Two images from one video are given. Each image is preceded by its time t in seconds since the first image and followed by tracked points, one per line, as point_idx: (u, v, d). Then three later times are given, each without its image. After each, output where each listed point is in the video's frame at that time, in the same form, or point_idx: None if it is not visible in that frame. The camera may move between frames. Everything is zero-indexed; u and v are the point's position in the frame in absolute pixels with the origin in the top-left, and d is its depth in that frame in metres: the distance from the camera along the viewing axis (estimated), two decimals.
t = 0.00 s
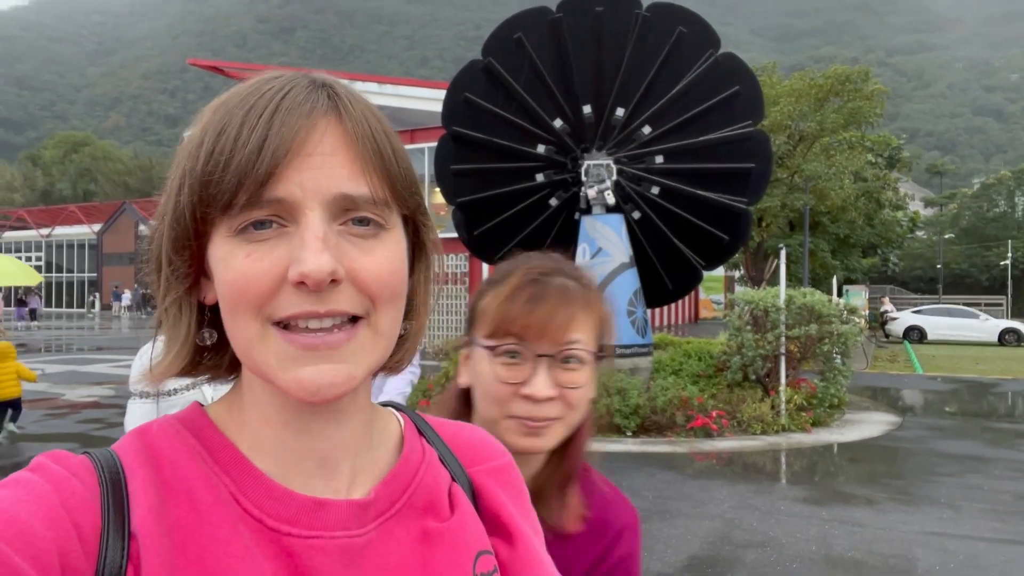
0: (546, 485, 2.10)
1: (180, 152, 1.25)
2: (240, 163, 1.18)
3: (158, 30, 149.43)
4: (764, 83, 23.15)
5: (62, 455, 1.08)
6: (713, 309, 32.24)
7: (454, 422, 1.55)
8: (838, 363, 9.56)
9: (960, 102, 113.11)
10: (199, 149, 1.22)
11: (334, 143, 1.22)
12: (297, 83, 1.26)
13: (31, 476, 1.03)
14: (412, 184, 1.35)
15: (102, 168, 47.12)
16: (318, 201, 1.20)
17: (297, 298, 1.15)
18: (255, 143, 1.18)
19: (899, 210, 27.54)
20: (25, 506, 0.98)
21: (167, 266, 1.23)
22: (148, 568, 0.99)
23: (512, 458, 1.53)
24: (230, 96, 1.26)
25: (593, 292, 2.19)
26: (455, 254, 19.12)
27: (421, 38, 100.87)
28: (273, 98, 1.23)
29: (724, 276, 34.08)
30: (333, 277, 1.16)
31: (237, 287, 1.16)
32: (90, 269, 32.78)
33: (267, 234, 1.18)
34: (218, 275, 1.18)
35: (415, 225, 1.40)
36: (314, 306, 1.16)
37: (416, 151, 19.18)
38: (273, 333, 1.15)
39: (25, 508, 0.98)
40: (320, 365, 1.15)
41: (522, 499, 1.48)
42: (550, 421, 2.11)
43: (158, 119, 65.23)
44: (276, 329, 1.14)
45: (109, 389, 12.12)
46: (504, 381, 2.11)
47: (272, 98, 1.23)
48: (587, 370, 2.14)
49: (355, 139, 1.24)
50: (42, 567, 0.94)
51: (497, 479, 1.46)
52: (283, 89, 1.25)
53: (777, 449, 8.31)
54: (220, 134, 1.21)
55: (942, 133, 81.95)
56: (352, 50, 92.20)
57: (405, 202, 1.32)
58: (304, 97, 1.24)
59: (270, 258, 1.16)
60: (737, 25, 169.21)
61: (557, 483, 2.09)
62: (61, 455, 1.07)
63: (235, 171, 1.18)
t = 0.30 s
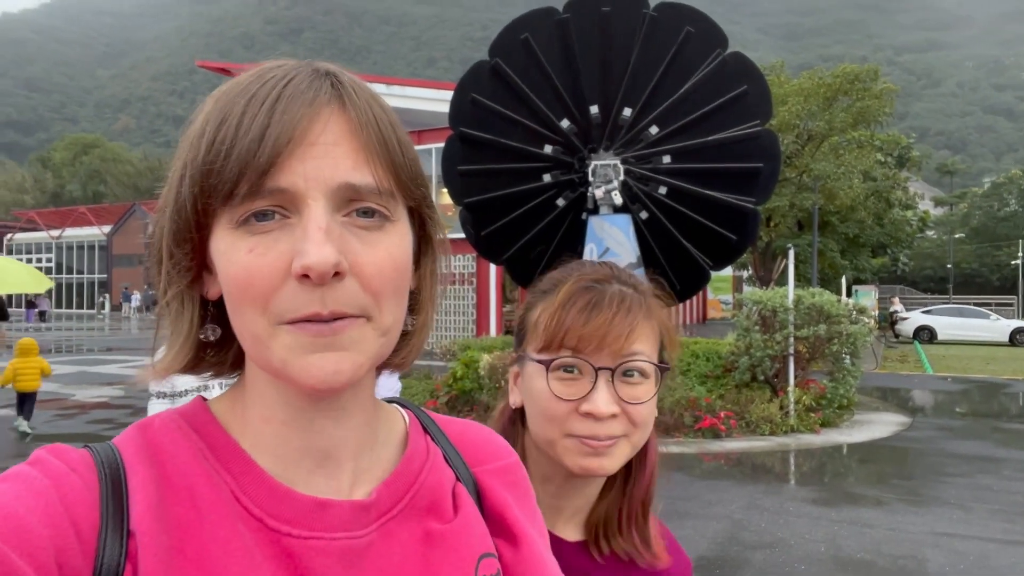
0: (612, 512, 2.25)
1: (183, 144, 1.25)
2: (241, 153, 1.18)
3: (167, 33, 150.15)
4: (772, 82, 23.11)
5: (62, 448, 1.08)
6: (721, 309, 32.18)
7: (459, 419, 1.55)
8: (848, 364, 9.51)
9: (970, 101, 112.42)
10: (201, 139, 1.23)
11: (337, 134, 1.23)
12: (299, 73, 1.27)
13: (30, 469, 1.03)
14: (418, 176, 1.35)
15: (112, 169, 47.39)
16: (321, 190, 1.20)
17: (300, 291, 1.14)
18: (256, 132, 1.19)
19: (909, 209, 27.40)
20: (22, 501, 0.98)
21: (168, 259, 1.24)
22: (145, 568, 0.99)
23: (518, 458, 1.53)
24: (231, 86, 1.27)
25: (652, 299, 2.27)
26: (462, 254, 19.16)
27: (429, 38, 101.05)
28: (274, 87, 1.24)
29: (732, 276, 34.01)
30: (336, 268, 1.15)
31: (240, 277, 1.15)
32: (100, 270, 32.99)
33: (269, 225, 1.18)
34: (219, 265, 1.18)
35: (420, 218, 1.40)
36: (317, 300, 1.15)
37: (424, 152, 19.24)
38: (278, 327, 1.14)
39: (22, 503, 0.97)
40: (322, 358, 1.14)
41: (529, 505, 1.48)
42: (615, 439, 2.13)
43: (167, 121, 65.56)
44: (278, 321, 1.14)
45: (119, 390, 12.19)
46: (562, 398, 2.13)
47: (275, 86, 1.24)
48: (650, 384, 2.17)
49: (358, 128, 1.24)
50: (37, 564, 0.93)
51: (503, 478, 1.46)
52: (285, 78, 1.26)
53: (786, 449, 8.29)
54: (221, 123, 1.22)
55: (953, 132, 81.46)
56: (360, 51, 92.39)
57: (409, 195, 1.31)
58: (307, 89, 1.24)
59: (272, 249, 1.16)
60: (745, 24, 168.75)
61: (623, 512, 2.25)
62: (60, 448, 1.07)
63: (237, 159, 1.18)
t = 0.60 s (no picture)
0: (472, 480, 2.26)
1: (184, 146, 1.26)
2: (243, 156, 1.18)
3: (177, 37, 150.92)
4: (781, 85, 23.05)
5: (59, 451, 1.08)
6: (729, 312, 32.09)
7: (458, 420, 1.55)
8: (857, 367, 9.46)
9: (981, 103, 111.74)
10: (203, 141, 1.23)
11: (340, 137, 1.23)
12: (302, 75, 1.27)
13: (27, 472, 1.03)
14: (418, 180, 1.36)
15: (123, 173, 47.65)
16: (323, 193, 1.20)
17: (299, 295, 1.14)
18: (259, 134, 1.19)
19: (919, 211, 27.23)
20: (19, 505, 0.98)
21: (168, 262, 1.25)
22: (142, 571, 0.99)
23: (517, 458, 1.54)
24: (233, 88, 1.27)
25: (476, 261, 2.32)
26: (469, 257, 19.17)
27: (438, 42, 101.30)
28: (277, 90, 1.24)
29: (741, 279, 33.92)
30: (337, 273, 1.15)
31: (239, 281, 1.16)
32: (111, 273, 33.17)
33: (271, 228, 1.18)
34: (219, 268, 1.18)
35: (420, 222, 1.40)
36: (315, 305, 1.14)
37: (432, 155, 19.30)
38: (276, 334, 1.13)
39: (18, 507, 0.98)
40: (318, 366, 1.14)
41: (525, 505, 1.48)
42: (446, 402, 2.23)
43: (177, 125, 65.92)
44: (275, 326, 1.14)
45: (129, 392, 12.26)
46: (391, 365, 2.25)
47: (277, 89, 1.24)
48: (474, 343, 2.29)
49: (361, 133, 1.24)
50: (34, 568, 0.94)
51: (501, 478, 1.46)
52: (288, 80, 1.26)
53: (796, 453, 8.24)
54: (222, 127, 1.23)
55: (964, 133, 80.96)
56: (369, 54, 92.62)
57: (410, 199, 1.32)
58: (309, 93, 1.24)
59: (274, 253, 1.16)
60: (754, 26, 168.23)
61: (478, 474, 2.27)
62: (58, 451, 1.07)
63: (240, 162, 1.18)
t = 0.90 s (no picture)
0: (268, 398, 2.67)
1: (177, 143, 1.26)
2: (237, 151, 1.19)
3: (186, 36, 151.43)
4: (789, 82, 22.94)
5: (56, 448, 1.08)
6: (737, 311, 31.99)
7: (453, 415, 1.56)
8: (866, 366, 9.40)
9: (992, 100, 110.86)
10: (197, 138, 1.24)
11: (333, 132, 1.23)
12: (295, 70, 1.27)
13: (23, 469, 1.03)
14: (413, 175, 1.36)
15: (132, 171, 47.82)
16: (318, 189, 1.21)
17: (293, 290, 1.14)
18: (252, 131, 1.19)
19: (929, 210, 27.06)
20: (16, 502, 0.98)
21: (163, 260, 1.25)
22: (140, 567, 1.00)
23: (514, 452, 1.55)
24: (227, 85, 1.27)
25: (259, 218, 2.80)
26: (476, 255, 19.17)
27: (445, 40, 101.31)
28: (271, 86, 1.24)
29: (749, 278, 33.80)
30: (330, 268, 1.15)
31: (233, 277, 1.16)
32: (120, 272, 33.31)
33: (266, 224, 1.19)
34: (213, 263, 1.18)
35: (415, 217, 1.41)
36: (309, 300, 1.15)
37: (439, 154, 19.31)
38: (269, 327, 1.13)
39: (15, 501, 0.98)
40: (312, 361, 1.14)
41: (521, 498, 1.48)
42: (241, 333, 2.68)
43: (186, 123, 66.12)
44: (266, 321, 1.14)
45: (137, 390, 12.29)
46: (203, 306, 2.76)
47: (270, 86, 1.25)
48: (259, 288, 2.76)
49: (355, 127, 1.24)
50: (34, 563, 0.94)
51: (497, 472, 1.47)
52: (282, 76, 1.26)
53: (804, 453, 8.21)
54: (216, 123, 1.23)
55: (974, 131, 80.39)
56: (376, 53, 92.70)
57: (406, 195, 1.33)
58: (302, 90, 1.24)
59: (268, 248, 1.17)
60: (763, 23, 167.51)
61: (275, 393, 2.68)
62: (55, 446, 1.07)
63: (233, 158, 1.19)
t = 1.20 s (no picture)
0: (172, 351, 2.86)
1: (167, 133, 1.25)
2: (228, 140, 1.18)
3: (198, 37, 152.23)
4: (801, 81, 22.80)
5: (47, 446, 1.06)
6: (748, 311, 31.85)
7: (447, 411, 1.54)
8: (879, 367, 9.32)
9: (1007, 99, 109.91)
10: (185, 128, 1.22)
11: (324, 120, 1.23)
12: (283, 57, 1.26)
13: (13, 467, 1.01)
14: (405, 164, 1.36)
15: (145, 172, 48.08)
16: (311, 176, 1.21)
17: (289, 277, 1.16)
18: (242, 119, 1.19)
19: (942, 209, 26.86)
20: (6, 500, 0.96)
21: (152, 252, 1.25)
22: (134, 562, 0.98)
23: (508, 447, 1.52)
24: (214, 73, 1.26)
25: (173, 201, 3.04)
26: (486, 255, 19.17)
27: (456, 40, 101.40)
28: (259, 72, 1.23)
29: (760, 278, 33.66)
30: (327, 254, 1.17)
31: (226, 267, 1.16)
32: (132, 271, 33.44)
33: (260, 213, 1.19)
34: (207, 254, 1.18)
35: (405, 206, 1.41)
36: (306, 287, 1.16)
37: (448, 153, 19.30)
38: (263, 313, 1.15)
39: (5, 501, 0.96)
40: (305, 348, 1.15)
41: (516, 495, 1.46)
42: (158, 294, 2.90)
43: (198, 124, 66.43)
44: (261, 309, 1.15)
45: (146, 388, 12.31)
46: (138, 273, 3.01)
47: (259, 72, 1.23)
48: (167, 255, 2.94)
49: (346, 113, 1.24)
50: (26, 563, 0.92)
51: (492, 467, 1.44)
52: (270, 62, 1.25)
53: (815, 453, 8.14)
54: (205, 111, 1.22)
55: (988, 130, 79.76)
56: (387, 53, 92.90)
57: (399, 182, 1.33)
58: (292, 74, 1.24)
59: (262, 238, 1.17)
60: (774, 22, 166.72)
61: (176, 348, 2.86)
62: (44, 446, 1.05)
63: (224, 146, 1.18)
